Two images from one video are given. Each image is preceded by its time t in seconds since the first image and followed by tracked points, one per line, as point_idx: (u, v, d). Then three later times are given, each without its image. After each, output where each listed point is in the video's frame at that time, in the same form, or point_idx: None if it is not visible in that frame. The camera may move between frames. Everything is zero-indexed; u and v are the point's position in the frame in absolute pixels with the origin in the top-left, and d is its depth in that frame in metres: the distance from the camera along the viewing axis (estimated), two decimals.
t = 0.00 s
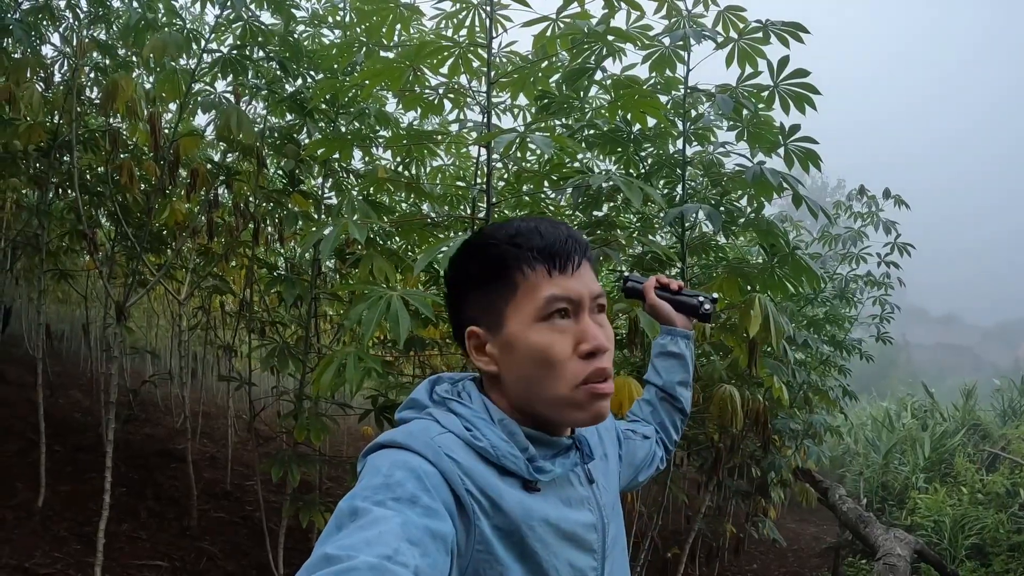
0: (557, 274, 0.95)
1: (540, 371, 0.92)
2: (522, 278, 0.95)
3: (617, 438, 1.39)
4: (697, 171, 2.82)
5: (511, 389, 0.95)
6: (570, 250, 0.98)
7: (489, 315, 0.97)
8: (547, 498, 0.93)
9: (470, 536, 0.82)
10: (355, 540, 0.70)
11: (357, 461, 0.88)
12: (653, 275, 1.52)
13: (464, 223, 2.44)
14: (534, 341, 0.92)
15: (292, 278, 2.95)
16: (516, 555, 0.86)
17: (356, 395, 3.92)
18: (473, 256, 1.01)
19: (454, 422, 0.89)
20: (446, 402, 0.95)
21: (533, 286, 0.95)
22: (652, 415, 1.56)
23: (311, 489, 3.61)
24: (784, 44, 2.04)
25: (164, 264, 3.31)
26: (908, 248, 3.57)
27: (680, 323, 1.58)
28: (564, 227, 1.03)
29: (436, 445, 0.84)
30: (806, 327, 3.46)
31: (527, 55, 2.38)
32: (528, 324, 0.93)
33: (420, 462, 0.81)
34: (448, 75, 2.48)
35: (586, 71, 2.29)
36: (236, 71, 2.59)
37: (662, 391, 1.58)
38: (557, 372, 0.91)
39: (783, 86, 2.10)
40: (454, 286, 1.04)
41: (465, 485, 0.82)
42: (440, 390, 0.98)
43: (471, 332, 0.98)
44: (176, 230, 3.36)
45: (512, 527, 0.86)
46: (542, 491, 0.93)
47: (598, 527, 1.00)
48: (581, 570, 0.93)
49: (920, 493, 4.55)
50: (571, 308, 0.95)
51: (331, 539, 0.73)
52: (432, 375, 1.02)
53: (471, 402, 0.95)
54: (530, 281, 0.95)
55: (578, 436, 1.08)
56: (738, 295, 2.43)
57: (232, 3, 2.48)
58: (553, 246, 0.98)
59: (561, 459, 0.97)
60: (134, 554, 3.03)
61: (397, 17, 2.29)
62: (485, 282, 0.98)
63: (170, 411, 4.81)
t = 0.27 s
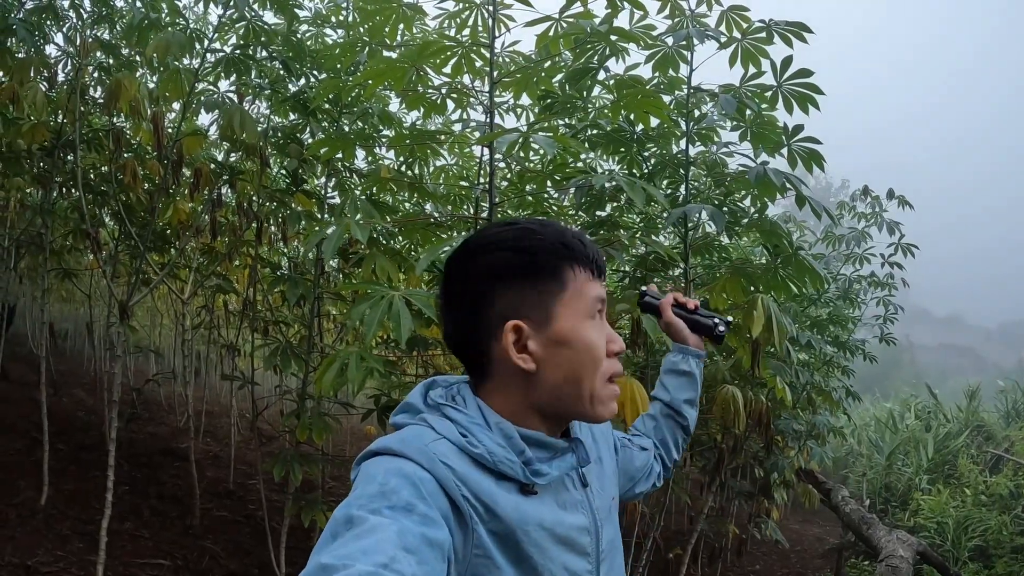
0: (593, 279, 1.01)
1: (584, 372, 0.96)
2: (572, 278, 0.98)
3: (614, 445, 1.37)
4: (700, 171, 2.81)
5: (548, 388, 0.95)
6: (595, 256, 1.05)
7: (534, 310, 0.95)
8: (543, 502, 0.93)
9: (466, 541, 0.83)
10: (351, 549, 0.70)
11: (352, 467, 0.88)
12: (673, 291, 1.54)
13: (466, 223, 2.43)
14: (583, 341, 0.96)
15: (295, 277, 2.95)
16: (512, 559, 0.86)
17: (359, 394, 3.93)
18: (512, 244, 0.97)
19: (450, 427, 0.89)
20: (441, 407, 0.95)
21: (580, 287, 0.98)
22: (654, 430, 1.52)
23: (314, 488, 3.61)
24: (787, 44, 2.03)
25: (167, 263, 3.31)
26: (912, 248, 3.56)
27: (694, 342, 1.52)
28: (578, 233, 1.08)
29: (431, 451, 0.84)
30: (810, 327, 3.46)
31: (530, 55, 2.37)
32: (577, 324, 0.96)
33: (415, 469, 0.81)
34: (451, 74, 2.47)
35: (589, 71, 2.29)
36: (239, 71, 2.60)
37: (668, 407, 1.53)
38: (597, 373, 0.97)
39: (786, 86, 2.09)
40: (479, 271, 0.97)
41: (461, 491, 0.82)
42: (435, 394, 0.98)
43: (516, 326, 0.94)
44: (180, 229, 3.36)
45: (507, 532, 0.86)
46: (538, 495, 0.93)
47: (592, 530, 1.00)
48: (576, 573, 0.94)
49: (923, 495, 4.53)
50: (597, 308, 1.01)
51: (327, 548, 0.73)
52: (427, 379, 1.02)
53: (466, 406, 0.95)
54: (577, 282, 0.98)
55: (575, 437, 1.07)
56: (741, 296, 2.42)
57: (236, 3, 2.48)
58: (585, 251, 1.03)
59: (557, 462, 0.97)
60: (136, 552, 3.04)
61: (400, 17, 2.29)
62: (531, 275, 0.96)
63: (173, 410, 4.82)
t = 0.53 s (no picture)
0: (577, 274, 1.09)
1: (582, 360, 1.04)
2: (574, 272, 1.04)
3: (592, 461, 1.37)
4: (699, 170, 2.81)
5: (555, 377, 1.00)
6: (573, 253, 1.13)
7: (547, 301, 0.99)
8: (528, 491, 0.94)
9: (453, 534, 0.83)
10: (337, 546, 0.71)
11: (336, 463, 0.88)
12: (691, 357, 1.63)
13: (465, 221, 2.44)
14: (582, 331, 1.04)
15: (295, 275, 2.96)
16: (498, 550, 0.88)
17: (360, 392, 3.94)
18: (525, 234, 0.98)
19: (433, 420, 0.90)
20: (423, 400, 0.95)
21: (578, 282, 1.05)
22: (624, 466, 1.51)
23: (314, 486, 3.63)
24: (783, 41, 2.03)
25: (168, 261, 3.33)
26: (912, 248, 3.56)
27: (689, 406, 1.58)
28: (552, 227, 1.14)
29: (416, 445, 0.85)
30: (810, 327, 3.45)
31: (528, 54, 2.38)
32: (578, 316, 1.04)
33: (401, 464, 0.82)
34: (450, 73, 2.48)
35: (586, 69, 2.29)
36: (239, 70, 2.62)
37: (643, 450, 1.54)
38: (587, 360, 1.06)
39: (783, 83, 2.09)
40: (493, 259, 0.95)
41: (447, 484, 0.83)
42: (416, 387, 0.99)
43: (541, 315, 0.96)
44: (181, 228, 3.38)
45: (493, 523, 0.87)
46: (522, 485, 0.94)
47: (575, 518, 1.02)
48: (561, 562, 0.95)
49: (924, 495, 4.52)
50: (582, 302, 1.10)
51: (313, 545, 0.73)
52: (408, 373, 1.03)
53: (450, 398, 0.96)
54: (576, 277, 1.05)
55: (556, 428, 1.09)
56: (738, 294, 2.40)
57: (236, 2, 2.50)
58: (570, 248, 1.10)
59: (541, 450, 0.99)
60: (136, 549, 3.06)
61: (399, 17, 2.30)
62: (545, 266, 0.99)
63: (176, 409, 4.85)
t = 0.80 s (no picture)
0: (549, 265, 1.02)
1: (541, 357, 0.98)
2: (525, 265, 0.99)
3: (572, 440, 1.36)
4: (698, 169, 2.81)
5: (505, 375, 0.98)
6: (553, 242, 1.06)
7: (487, 300, 0.98)
8: (517, 483, 0.95)
9: (448, 527, 0.83)
10: (333, 541, 0.71)
11: (327, 461, 0.88)
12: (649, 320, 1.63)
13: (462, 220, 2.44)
14: (536, 327, 0.98)
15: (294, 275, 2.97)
16: (493, 542, 0.88)
17: (360, 392, 3.95)
18: (461, 236, 0.99)
19: (424, 414, 0.91)
20: (413, 394, 0.96)
21: (531, 275, 0.99)
22: (606, 438, 1.50)
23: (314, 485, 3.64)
24: (780, 40, 2.02)
25: (169, 261, 3.34)
26: (913, 247, 3.55)
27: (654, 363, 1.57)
28: (537, 216, 1.08)
29: (409, 438, 0.85)
30: (810, 326, 3.44)
31: (526, 52, 2.33)
32: (530, 312, 0.98)
33: (394, 458, 0.82)
34: (448, 72, 2.47)
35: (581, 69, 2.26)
36: (238, 70, 2.63)
37: (621, 418, 1.54)
38: (554, 357, 0.99)
39: (780, 83, 2.09)
40: (433, 265, 1.00)
41: (441, 476, 0.84)
42: (405, 382, 0.99)
43: (470, 316, 0.97)
44: (181, 228, 3.40)
45: (487, 515, 0.87)
46: (513, 477, 0.95)
47: (566, 510, 1.03)
48: (554, 554, 0.96)
49: (926, 496, 4.50)
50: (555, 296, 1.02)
51: (308, 541, 0.73)
52: (397, 370, 1.03)
53: (440, 393, 0.96)
54: (529, 269, 1.00)
55: (542, 423, 1.10)
56: (738, 295, 2.37)
57: (234, 3, 2.51)
58: (540, 238, 1.04)
59: (529, 443, 1.00)
60: (136, 547, 3.07)
61: (396, 17, 2.30)
62: (481, 266, 0.98)
63: (177, 408, 4.86)
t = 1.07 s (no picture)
0: (492, 266, 0.97)
1: (474, 362, 0.95)
2: (457, 271, 0.98)
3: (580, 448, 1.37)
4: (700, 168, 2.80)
5: (456, 381, 0.99)
6: (504, 238, 0.99)
7: (437, 308, 1.02)
8: (515, 488, 0.95)
9: (447, 528, 0.83)
10: (334, 539, 0.70)
11: (328, 459, 0.87)
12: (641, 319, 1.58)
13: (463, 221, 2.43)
14: (464, 332, 0.96)
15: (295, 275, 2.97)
16: (491, 546, 0.88)
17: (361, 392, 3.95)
18: (422, 250, 1.06)
19: (425, 414, 0.90)
20: (415, 395, 0.95)
21: (464, 279, 0.98)
22: (613, 448, 1.51)
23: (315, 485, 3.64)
24: (782, 39, 2.01)
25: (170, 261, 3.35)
26: (916, 247, 3.53)
27: (655, 365, 1.54)
28: (511, 214, 1.04)
29: (410, 438, 0.84)
30: (812, 327, 3.43)
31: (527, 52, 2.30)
32: (460, 317, 0.97)
33: (396, 456, 0.81)
34: (449, 72, 2.45)
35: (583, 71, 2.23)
36: (239, 70, 2.62)
37: (627, 425, 1.54)
38: (489, 362, 0.94)
39: (782, 82, 2.08)
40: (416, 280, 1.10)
41: (441, 477, 0.83)
42: (407, 382, 0.99)
43: (425, 325, 1.03)
44: (182, 228, 3.40)
45: (485, 518, 0.87)
46: (511, 481, 0.95)
47: (563, 517, 1.03)
48: (550, 561, 0.96)
49: (928, 497, 4.49)
50: (503, 298, 0.96)
51: (308, 539, 0.72)
52: (400, 369, 1.03)
53: (441, 394, 0.96)
54: (461, 273, 0.98)
55: (543, 429, 1.10)
56: (739, 295, 2.35)
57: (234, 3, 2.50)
58: (484, 238, 0.99)
59: (528, 449, 1.00)
60: (137, 547, 3.07)
61: (397, 18, 2.30)
62: (431, 276, 1.03)
63: (179, 408, 4.87)
